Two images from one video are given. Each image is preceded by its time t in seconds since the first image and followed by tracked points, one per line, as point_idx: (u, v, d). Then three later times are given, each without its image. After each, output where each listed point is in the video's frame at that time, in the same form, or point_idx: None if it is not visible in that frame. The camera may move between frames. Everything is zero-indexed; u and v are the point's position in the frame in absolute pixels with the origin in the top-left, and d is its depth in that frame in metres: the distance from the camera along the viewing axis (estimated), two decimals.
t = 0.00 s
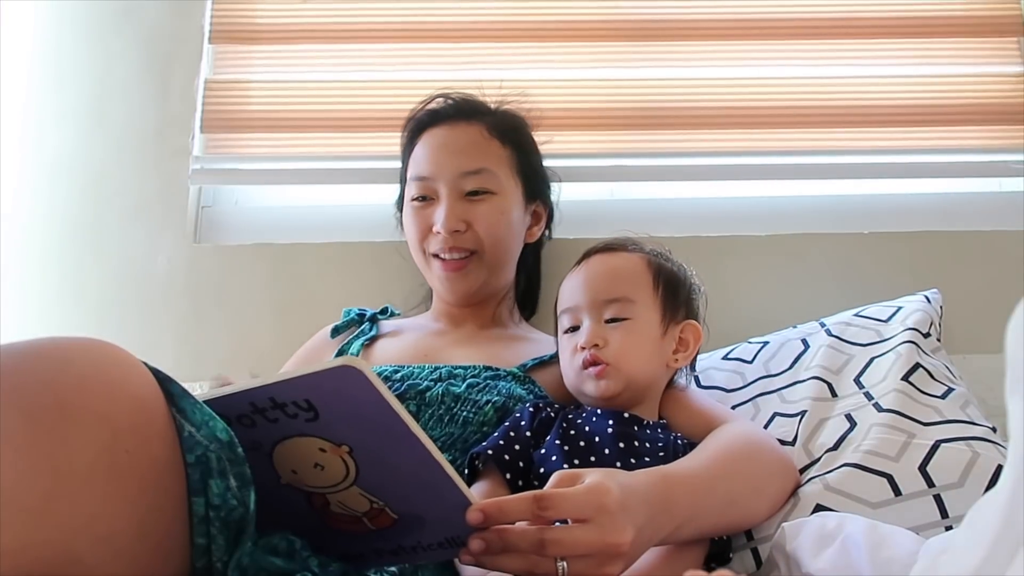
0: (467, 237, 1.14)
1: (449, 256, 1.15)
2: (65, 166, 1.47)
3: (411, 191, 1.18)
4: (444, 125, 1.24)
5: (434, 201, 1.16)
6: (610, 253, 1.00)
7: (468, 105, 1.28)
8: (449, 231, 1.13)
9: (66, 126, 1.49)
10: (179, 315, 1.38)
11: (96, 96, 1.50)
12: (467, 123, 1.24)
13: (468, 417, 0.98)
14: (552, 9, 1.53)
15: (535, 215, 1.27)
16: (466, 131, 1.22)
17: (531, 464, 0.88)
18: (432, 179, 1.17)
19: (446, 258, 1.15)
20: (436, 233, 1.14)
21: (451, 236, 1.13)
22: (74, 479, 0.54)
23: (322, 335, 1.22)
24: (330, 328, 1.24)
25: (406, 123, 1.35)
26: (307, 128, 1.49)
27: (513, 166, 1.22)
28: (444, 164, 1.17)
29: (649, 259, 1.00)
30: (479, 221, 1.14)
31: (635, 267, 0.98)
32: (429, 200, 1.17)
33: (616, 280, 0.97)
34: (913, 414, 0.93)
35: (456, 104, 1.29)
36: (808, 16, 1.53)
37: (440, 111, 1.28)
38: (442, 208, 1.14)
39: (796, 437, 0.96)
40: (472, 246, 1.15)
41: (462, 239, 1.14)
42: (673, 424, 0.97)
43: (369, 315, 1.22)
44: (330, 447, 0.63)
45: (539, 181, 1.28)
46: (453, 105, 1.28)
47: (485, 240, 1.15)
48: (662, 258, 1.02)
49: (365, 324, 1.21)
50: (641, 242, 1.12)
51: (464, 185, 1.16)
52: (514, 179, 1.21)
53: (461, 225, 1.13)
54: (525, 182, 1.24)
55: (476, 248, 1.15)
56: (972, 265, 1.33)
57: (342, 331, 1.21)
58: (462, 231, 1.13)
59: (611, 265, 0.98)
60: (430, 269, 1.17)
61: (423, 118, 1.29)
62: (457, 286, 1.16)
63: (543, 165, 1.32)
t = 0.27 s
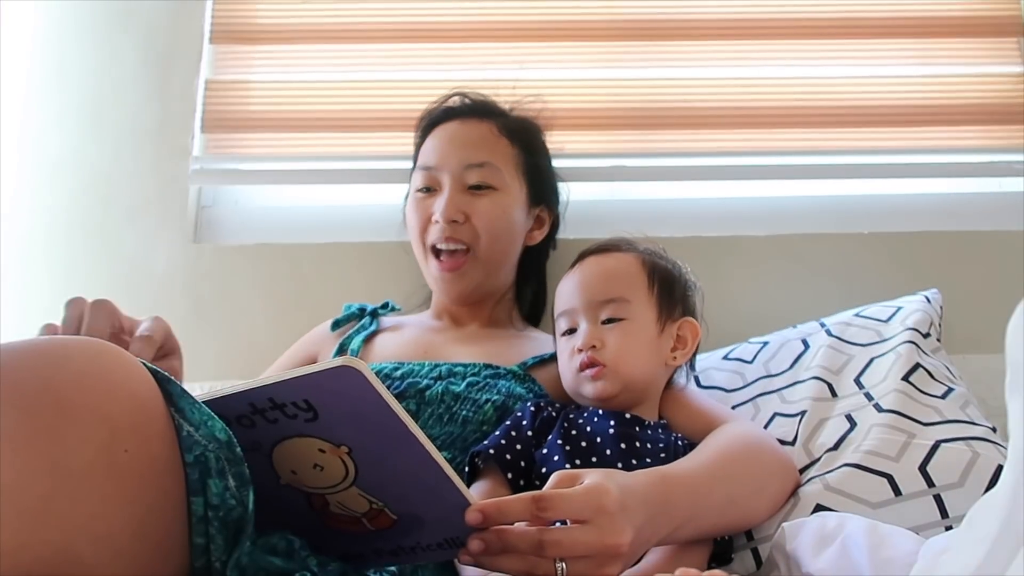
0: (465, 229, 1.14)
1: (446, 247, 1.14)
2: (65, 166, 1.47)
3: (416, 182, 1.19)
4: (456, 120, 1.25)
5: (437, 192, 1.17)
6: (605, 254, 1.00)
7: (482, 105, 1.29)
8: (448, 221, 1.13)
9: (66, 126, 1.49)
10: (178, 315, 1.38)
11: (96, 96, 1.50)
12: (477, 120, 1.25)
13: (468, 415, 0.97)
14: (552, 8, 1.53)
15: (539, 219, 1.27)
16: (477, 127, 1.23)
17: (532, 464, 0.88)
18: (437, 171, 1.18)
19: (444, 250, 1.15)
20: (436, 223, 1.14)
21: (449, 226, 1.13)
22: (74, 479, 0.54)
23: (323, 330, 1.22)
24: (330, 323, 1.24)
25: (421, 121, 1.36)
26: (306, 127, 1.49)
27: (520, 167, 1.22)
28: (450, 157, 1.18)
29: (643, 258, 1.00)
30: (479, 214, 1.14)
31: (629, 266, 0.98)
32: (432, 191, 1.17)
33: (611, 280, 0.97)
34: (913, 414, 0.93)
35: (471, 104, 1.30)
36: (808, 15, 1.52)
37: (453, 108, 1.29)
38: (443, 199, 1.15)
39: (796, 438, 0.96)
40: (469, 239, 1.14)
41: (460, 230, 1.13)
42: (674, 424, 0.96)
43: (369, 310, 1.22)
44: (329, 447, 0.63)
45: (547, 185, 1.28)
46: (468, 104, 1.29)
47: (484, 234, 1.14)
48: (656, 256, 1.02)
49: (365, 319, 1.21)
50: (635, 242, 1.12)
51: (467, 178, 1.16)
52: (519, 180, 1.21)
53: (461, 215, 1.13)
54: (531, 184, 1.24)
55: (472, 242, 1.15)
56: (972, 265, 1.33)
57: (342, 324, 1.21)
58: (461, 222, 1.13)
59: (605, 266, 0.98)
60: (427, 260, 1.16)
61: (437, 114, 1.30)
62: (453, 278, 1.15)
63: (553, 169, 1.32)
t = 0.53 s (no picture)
0: (465, 220, 1.14)
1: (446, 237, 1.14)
2: (65, 166, 1.47)
3: (419, 174, 1.20)
4: (462, 117, 1.27)
5: (439, 183, 1.17)
6: (601, 255, 1.01)
7: (489, 105, 1.30)
8: (448, 210, 1.13)
9: (66, 125, 1.49)
10: (178, 314, 1.38)
11: (97, 96, 1.50)
12: (482, 117, 1.26)
13: (469, 412, 0.98)
14: (552, 8, 1.53)
15: (540, 219, 1.27)
16: (483, 123, 1.24)
17: (532, 464, 0.88)
18: (440, 163, 1.18)
19: (443, 240, 1.15)
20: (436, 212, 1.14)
21: (449, 216, 1.13)
22: (73, 478, 0.54)
23: (325, 326, 1.22)
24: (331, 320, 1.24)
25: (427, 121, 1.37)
26: (306, 127, 1.49)
27: (522, 164, 1.23)
28: (454, 149, 1.19)
29: (640, 257, 1.00)
30: (479, 206, 1.15)
31: (624, 266, 0.98)
32: (434, 182, 1.18)
33: (607, 281, 0.97)
34: (912, 414, 0.93)
35: (478, 104, 1.31)
36: (809, 15, 1.52)
37: (460, 107, 1.30)
38: (445, 189, 1.15)
39: (796, 438, 0.96)
40: (468, 231, 1.14)
41: (460, 220, 1.13)
42: (674, 424, 0.97)
43: (371, 308, 1.22)
44: (329, 448, 0.63)
45: (550, 184, 1.29)
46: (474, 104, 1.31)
47: (483, 226, 1.14)
48: (653, 255, 1.02)
49: (367, 316, 1.21)
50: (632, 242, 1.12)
51: (470, 170, 1.17)
52: (522, 176, 1.21)
53: (461, 206, 1.14)
54: (533, 183, 1.24)
55: (472, 233, 1.14)
56: (972, 265, 1.33)
57: (343, 322, 1.21)
58: (461, 212, 1.13)
59: (601, 267, 0.98)
60: (426, 250, 1.16)
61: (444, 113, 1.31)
62: (451, 269, 1.15)
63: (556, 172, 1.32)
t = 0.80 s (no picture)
0: (465, 219, 1.14)
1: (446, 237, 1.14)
2: (65, 166, 1.47)
3: (418, 174, 1.20)
4: (462, 117, 1.27)
5: (439, 183, 1.17)
6: (593, 256, 1.01)
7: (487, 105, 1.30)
8: (447, 211, 1.13)
9: (66, 125, 1.49)
10: (178, 313, 1.38)
11: (97, 95, 1.50)
12: (482, 117, 1.26)
13: (469, 413, 0.98)
14: (553, 8, 1.53)
15: (540, 219, 1.28)
16: (484, 122, 1.24)
17: (532, 464, 0.88)
18: (439, 163, 1.18)
19: (443, 240, 1.15)
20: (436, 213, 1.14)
21: (449, 216, 1.13)
22: (71, 478, 0.54)
23: (324, 328, 1.22)
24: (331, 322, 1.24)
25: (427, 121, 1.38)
26: (306, 127, 1.49)
27: (522, 163, 1.23)
28: (453, 149, 1.19)
29: (631, 256, 1.00)
30: (479, 205, 1.14)
31: (615, 266, 0.98)
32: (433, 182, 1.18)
33: (600, 281, 0.97)
34: (913, 414, 0.93)
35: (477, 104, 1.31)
36: (809, 15, 1.52)
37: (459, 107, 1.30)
38: (444, 189, 1.15)
39: (796, 438, 0.96)
40: (468, 231, 1.14)
41: (459, 220, 1.13)
42: (672, 424, 0.97)
43: (370, 310, 1.22)
44: (328, 447, 0.63)
45: (550, 183, 1.29)
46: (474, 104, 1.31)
47: (483, 226, 1.14)
48: (644, 254, 1.02)
49: (366, 318, 1.21)
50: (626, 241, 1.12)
51: (469, 170, 1.17)
52: (521, 175, 1.21)
53: (461, 206, 1.13)
54: (533, 183, 1.24)
55: (472, 233, 1.14)
56: (972, 266, 1.33)
57: (342, 324, 1.21)
58: (461, 212, 1.13)
59: (593, 268, 0.98)
60: (426, 250, 1.16)
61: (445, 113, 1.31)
62: (451, 269, 1.15)
63: (557, 171, 1.32)
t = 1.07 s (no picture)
0: (461, 220, 1.14)
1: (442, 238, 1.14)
2: (65, 166, 1.47)
3: (415, 175, 1.20)
4: (457, 116, 1.27)
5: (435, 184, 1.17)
6: (584, 257, 1.01)
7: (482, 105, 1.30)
8: (443, 212, 1.13)
9: (66, 125, 1.49)
10: (177, 313, 1.38)
11: (97, 95, 1.50)
12: (476, 116, 1.26)
13: (468, 413, 0.98)
14: (552, 7, 1.53)
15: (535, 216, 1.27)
16: (478, 122, 1.24)
17: (532, 465, 0.88)
18: (435, 164, 1.18)
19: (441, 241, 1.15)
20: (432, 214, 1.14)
21: (445, 217, 1.13)
22: (73, 478, 0.54)
23: (323, 330, 1.22)
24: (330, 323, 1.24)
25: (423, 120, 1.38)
26: (305, 127, 1.49)
27: (516, 161, 1.23)
28: (449, 150, 1.19)
29: (622, 256, 1.00)
30: (475, 206, 1.15)
31: (607, 266, 0.98)
32: (430, 184, 1.18)
33: (592, 281, 0.97)
34: (913, 414, 0.93)
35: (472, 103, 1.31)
36: (809, 15, 1.52)
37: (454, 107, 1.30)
38: (440, 191, 1.15)
39: (796, 438, 0.96)
40: (465, 231, 1.14)
41: (455, 221, 1.13)
42: (672, 423, 0.97)
43: (369, 312, 1.22)
44: (328, 447, 0.63)
45: (545, 180, 1.29)
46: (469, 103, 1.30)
47: (479, 226, 1.14)
48: (636, 252, 1.02)
49: (364, 320, 1.21)
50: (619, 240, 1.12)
51: (465, 170, 1.17)
52: (516, 174, 1.21)
53: (456, 206, 1.13)
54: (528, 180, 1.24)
55: (469, 234, 1.14)
56: (972, 266, 1.33)
57: (342, 325, 1.21)
58: (456, 213, 1.13)
59: (585, 268, 0.98)
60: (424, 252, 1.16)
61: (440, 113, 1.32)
62: (448, 270, 1.15)
63: (552, 167, 1.32)
